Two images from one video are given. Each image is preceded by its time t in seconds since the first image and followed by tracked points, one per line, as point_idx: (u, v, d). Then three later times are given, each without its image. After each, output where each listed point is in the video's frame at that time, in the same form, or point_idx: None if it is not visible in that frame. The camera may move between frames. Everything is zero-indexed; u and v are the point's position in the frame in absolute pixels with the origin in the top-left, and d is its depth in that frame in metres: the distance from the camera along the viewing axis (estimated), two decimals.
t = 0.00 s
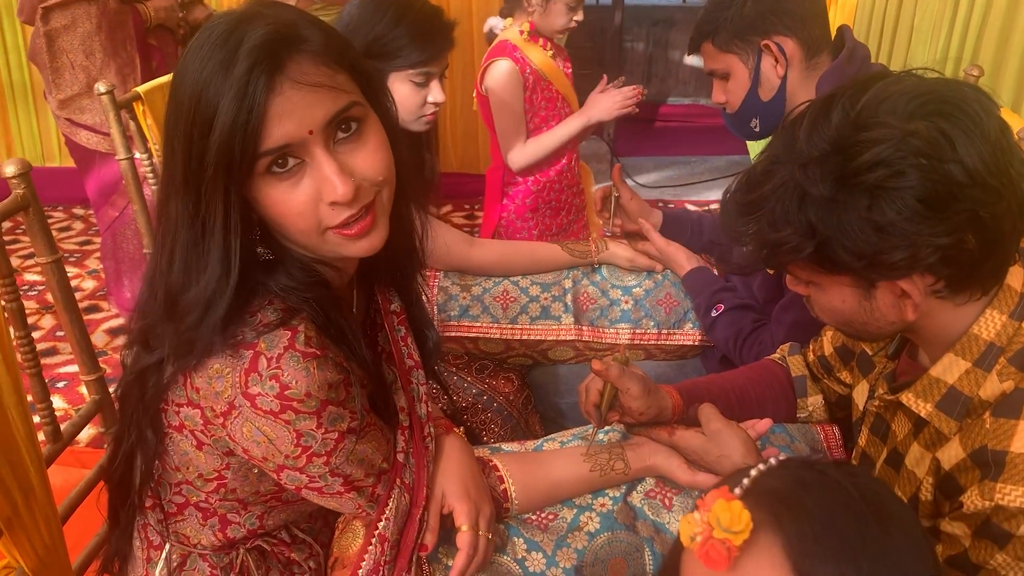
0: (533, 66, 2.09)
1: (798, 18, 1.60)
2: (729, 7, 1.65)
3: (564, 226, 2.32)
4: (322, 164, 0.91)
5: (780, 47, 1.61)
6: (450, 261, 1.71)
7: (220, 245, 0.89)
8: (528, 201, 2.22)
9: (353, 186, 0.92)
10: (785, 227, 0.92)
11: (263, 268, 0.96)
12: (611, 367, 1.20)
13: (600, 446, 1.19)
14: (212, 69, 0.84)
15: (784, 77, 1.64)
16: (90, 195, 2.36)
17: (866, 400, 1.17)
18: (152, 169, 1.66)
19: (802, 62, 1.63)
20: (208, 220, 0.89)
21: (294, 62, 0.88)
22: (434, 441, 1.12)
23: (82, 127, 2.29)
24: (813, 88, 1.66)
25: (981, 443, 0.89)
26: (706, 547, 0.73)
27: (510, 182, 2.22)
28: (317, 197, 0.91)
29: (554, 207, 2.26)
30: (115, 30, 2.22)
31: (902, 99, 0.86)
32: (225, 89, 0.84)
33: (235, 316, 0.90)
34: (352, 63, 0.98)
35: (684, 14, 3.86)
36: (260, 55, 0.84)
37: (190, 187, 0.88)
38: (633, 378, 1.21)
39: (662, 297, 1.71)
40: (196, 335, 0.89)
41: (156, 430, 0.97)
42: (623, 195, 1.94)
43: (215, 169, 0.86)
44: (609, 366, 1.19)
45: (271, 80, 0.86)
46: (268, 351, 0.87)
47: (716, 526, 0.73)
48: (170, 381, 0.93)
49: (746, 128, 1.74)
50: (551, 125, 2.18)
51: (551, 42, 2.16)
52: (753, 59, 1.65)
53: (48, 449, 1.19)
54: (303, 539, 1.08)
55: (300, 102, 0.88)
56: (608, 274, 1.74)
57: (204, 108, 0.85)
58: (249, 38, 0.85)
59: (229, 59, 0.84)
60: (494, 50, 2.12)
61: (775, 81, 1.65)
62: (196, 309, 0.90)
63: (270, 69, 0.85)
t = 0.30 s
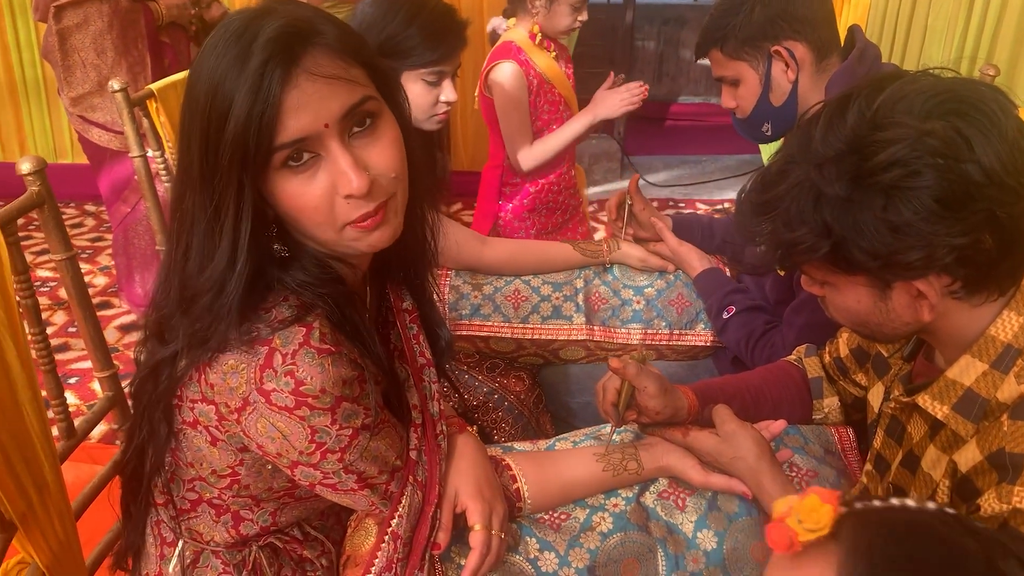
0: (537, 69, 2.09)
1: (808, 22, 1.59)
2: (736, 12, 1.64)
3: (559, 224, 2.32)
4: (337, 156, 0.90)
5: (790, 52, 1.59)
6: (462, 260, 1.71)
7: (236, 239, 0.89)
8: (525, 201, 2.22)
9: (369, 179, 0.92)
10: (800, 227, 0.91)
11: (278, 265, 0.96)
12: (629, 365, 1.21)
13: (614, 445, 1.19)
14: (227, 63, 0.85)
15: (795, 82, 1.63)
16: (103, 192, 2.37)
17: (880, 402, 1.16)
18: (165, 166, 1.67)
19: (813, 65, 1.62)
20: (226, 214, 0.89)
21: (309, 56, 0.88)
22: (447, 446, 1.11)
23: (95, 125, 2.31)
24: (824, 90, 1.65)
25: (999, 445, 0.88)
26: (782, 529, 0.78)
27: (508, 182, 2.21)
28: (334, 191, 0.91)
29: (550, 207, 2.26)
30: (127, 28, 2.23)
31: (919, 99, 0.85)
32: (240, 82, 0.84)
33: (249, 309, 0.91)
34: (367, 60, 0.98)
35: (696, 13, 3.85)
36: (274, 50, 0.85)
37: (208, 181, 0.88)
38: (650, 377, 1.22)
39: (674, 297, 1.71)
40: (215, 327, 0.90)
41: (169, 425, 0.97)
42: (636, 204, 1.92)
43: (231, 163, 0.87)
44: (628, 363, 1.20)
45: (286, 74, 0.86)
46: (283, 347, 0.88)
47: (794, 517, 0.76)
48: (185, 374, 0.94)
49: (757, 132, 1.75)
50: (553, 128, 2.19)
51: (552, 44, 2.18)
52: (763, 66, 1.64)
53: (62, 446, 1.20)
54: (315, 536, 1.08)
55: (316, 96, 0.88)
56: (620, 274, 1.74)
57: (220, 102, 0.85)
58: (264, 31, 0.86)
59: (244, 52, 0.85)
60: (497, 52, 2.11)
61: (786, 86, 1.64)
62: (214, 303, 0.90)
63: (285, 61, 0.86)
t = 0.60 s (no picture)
0: (550, 69, 2.10)
1: (821, 28, 1.59)
2: (749, 19, 1.63)
3: (577, 224, 2.32)
4: (432, 179, 0.91)
5: (803, 58, 1.59)
6: (474, 262, 1.72)
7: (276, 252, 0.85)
8: (544, 201, 2.22)
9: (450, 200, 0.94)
10: (813, 233, 0.91)
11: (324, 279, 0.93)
12: (639, 368, 1.19)
13: (626, 449, 1.19)
14: (352, 96, 0.80)
15: (809, 87, 1.62)
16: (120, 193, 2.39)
17: (894, 407, 1.15)
18: (181, 167, 1.68)
19: (826, 71, 1.62)
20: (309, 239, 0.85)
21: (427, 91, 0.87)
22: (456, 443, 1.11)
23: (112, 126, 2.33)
24: (837, 95, 1.64)
25: (1014, 452, 0.87)
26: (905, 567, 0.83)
27: (526, 182, 2.22)
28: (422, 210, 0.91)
29: (568, 206, 2.26)
30: (144, 30, 2.25)
31: (932, 105, 0.85)
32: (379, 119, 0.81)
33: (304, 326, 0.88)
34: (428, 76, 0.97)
35: (710, 14, 3.82)
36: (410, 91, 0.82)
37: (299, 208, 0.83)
38: (659, 381, 1.21)
39: (687, 300, 1.71)
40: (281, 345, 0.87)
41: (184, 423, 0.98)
42: (649, 210, 1.91)
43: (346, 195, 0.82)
44: (638, 367, 1.19)
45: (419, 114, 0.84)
46: (296, 348, 0.89)
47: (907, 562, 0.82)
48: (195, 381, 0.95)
49: (772, 138, 1.72)
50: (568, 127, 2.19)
51: (562, 43, 2.19)
52: (776, 71, 1.64)
53: (78, 444, 1.21)
54: (325, 535, 1.08)
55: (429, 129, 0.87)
56: (633, 277, 1.74)
57: (347, 138, 0.80)
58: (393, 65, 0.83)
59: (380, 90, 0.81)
60: (508, 54, 2.12)
61: (799, 92, 1.63)
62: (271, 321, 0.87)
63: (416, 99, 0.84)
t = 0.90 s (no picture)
0: (574, 67, 2.10)
1: (834, 30, 1.58)
2: (762, 23, 1.62)
3: (600, 220, 2.33)
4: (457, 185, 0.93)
5: (816, 61, 1.58)
6: (486, 264, 1.71)
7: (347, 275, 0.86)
8: (569, 196, 2.22)
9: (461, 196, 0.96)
10: (826, 238, 0.91)
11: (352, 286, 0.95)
12: (654, 371, 1.22)
13: (637, 453, 1.19)
14: (394, 108, 0.81)
15: (822, 90, 1.61)
16: (134, 195, 2.41)
17: (907, 413, 1.14)
18: (194, 169, 1.69)
19: (840, 73, 1.61)
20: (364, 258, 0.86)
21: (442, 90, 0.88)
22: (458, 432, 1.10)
23: (125, 129, 2.34)
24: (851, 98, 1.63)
25: None
26: None
27: (549, 179, 2.22)
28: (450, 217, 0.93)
29: (592, 202, 2.26)
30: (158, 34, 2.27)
31: (947, 109, 0.84)
32: (425, 135, 0.83)
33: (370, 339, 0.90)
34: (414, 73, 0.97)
35: (723, 16, 3.77)
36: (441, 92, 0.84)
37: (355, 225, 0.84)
38: (674, 383, 1.23)
39: (700, 303, 1.70)
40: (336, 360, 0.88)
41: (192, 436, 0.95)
42: (662, 213, 1.92)
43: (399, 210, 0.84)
44: (653, 369, 1.22)
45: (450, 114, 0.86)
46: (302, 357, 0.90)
47: None
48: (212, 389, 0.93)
49: (786, 141, 1.71)
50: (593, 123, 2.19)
51: (583, 41, 2.18)
52: (789, 74, 1.63)
53: (92, 445, 1.22)
54: (335, 536, 1.09)
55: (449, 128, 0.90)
56: (645, 279, 1.73)
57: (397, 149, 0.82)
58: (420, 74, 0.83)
59: (413, 100, 0.82)
60: (531, 52, 2.12)
61: (813, 95, 1.62)
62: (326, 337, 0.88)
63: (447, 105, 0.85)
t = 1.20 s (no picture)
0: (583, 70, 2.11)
1: (842, 30, 1.57)
2: (769, 24, 1.62)
3: (614, 221, 2.32)
4: (363, 161, 0.88)
5: (824, 61, 1.57)
6: (497, 265, 1.72)
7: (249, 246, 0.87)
8: (580, 197, 2.22)
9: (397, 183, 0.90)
10: (834, 242, 0.90)
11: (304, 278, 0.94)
12: (659, 375, 1.20)
13: (645, 455, 1.18)
14: (255, 74, 0.83)
15: (830, 90, 1.60)
16: (144, 196, 2.42)
17: (918, 415, 1.13)
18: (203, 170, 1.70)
19: (848, 74, 1.60)
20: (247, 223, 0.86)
21: (339, 61, 0.88)
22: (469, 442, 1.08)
23: (135, 131, 2.35)
24: (860, 98, 1.62)
25: None
26: None
27: (560, 181, 2.23)
28: (354, 194, 0.89)
29: (604, 202, 2.25)
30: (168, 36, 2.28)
31: (956, 111, 0.84)
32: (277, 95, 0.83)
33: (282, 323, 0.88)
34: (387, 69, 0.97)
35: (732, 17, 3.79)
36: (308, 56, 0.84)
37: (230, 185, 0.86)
38: (680, 389, 1.22)
39: (709, 304, 1.68)
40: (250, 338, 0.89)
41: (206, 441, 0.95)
42: (669, 213, 1.92)
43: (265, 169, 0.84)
44: (658, 374, 1.20)
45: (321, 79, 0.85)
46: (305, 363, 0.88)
47: None
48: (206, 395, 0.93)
49: (795, 141, 1.71)
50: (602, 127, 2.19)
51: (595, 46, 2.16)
52: (797, 75, 1.62)
53: (101, 445, 1.22)
54: (344, 537, 1.08)
55: (348, 99, 0.87)
56: (653, 281, 1.72)
57: (249, 106, 0.84)
58: (291, 37, 0.85)
59: (274, 59, 0.84)
60: (543, 57, 2.13)
61: (821, 95, 1.61)
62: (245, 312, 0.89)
63: (318, 63, 0.85)
